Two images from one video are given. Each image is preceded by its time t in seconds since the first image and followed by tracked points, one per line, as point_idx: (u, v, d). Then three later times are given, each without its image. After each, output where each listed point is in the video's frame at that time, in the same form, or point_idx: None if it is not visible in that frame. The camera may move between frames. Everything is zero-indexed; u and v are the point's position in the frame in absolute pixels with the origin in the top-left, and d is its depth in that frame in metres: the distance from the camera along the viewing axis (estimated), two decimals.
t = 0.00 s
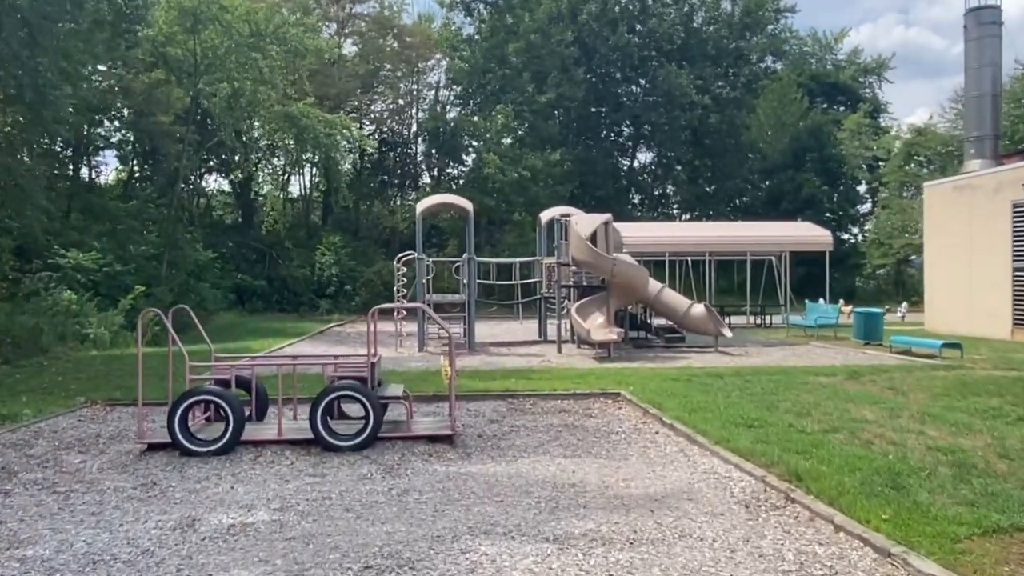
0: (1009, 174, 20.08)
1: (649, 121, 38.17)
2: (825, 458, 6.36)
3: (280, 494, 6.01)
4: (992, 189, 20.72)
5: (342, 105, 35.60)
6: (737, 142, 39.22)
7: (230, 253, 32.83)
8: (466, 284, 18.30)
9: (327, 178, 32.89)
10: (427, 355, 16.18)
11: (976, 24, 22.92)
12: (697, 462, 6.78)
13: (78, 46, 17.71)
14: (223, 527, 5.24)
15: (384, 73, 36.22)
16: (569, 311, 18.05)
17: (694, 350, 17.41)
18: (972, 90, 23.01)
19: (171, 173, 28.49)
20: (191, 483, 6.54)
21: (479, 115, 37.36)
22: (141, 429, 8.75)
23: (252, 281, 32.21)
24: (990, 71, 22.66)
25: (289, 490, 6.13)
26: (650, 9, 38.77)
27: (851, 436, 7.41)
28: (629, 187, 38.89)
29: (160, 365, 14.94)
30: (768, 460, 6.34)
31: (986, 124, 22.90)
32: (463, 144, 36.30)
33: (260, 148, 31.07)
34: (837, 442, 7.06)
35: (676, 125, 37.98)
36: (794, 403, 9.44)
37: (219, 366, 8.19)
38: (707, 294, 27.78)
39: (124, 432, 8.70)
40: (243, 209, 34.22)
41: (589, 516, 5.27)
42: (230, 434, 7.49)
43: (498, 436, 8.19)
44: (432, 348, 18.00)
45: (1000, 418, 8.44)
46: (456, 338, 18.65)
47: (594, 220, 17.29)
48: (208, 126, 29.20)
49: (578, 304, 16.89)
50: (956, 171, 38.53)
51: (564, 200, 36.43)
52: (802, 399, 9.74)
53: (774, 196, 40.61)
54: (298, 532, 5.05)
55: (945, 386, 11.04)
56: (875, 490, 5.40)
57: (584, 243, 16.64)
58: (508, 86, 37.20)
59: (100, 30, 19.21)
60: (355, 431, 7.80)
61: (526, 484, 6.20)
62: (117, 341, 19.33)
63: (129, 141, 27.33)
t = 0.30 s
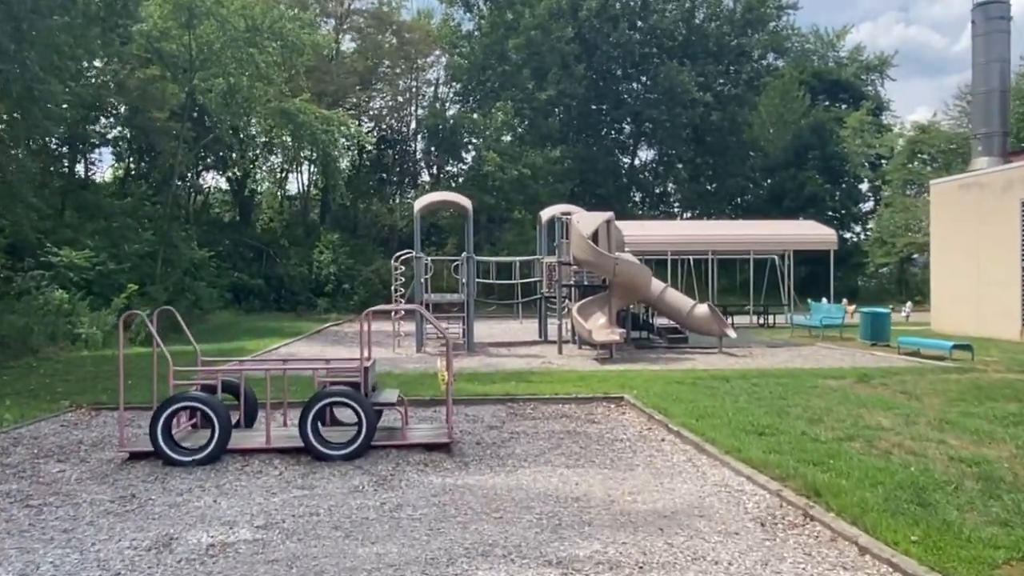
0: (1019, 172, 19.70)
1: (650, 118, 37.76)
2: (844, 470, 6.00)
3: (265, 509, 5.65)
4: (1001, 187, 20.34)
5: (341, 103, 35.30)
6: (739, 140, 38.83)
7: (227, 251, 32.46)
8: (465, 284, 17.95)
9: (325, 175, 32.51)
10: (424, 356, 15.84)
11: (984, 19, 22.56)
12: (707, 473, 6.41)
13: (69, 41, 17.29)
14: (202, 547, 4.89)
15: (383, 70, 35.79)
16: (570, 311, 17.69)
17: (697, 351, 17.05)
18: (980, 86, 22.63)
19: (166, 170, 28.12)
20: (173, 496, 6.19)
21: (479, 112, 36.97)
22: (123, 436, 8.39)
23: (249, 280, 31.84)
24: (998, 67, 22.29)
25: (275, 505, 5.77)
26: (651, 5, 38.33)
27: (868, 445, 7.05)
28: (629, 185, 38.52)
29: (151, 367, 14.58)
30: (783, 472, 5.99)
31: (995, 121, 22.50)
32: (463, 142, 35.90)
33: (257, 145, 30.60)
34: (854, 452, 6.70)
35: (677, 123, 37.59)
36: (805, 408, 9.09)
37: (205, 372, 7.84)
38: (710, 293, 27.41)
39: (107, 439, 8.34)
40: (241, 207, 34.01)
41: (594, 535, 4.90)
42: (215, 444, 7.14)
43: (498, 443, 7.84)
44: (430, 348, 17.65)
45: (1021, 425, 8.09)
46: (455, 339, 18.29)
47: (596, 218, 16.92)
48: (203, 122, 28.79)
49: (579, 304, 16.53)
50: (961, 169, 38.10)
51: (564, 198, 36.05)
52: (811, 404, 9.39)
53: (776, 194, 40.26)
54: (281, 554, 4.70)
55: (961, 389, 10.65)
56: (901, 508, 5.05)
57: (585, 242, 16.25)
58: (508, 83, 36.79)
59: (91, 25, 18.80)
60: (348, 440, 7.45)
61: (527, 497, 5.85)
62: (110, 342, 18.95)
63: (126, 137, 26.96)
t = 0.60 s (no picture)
0: None
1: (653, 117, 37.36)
2: (863, 482, 5.63)
3: (246, 523, 5.30)
4: (1012, 185, 19.95)
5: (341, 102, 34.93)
6: (742, 140, 38.44)
7: (225, 251, 32.10)
8: (465, 284, 17.59)
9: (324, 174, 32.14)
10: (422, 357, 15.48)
11: (993, 15, 22.12)
12: (716, 484, 6.05)
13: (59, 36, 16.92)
14: (176, 565, 4.54)
15: (384, 69, 35.42)
16: (572, 312, 17.32)
17: (702, 352, 16.67)
18: (989, 83, 22.25)
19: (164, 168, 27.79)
20: (150, 508, 5.83)
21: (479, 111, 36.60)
22: (105, 442, 8.04)
23: (248, 280, 31.48)
24: (1007, 64, 21.95)
25: (257, 518, 5.42)
26: (653, 4, 37.92)
27: (885, 454, 6.68)
28: (632, 184, 38.13)
29: (143, 369, 14.23)
30: (798, 483, 5.63)
31: (1004, 119, 22.09)
32: (464, 142, 35.93)
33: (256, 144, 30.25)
34: (871, 461, 6.33)
35: (680, 122, 37.21)
36: (816, 413, 8.72)
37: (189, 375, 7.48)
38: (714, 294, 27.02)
39: (87, 445, 7.98)
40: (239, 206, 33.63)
41: (596, 554, 4.55)
42: (198, 450, 6.78)
43: (494, 450, 7.50)
44: (429, 349, 17.30)
45: None
46: (455, 340, 17.93)
47: (598, 217, 16.56)
48: (202, 120, 28.43)
49: (581, 305, 16.16)
50: (966, 168, 37.65)
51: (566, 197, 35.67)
52: (822, 409, 9.03)
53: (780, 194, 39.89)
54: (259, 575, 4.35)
55: (977, 394, 10.27)
56: (926, 524, 4.69)
57: (587, 241, 15.89)
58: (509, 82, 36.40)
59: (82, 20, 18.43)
60: (338, 446, 7.10)
61: (526, 510, 5.48)
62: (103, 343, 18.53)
63: (125, 136, 26.64)
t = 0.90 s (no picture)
0: None
1: (656, 116, 36.96)
2: (884, 499, 5.25)
3: (222, 542, 4.92)
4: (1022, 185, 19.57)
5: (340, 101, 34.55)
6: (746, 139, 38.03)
7: (222, 251, 31.73)
8: (464, 284, 17.22)
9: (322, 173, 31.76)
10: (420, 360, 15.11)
11: (1002, 11, 21.77)
12: (726, 500, 5.66)
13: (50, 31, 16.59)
14: None
15: (384, 68, 35.05)
16: (573, 313, 16.94)
17: (706, 355, 16.29)
18: (999, 80, 21.85)
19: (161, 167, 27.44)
20: (122, 523, 5.45)
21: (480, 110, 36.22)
22: (84, 450, 7.68)
23: (246, 280, 31.14)
24: (1017, 61, 21.52)
25: (235, 536, 5.04)
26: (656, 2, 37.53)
27: (905, 466, 6.30)
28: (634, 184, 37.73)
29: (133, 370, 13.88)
30: (815, 500, 5.26)
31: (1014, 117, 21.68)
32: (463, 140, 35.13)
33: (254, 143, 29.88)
34: (891, 474, 5.95)
35: (683, 121, 36.82)
36: (828, 420, 8.34)
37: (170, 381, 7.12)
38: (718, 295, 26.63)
39: (66, 453, 7.62)
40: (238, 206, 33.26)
41: None
42: (178, 461, 6.40)
43: (491, 460, 7.13)
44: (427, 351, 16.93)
45: None
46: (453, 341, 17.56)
47: (599, 216, 16.20)
48: (199, 118, 28.05)
49: (583, 306, 15.79)
50: (972, 168, 37.23)
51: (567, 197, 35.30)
52: (833, 416, 8.64)
53: (783, 194, 39.53)
54: None
55: (993, 399, 9.88)
56: (958, 548, 4.31)
57: (588, 240, 15.53)
58: (510, 80, 36.01)
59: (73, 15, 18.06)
60: (326, 455, 6.73)
61: (523, 529, 5.10)
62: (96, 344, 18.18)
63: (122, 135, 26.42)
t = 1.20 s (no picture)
0: None
1: (658, 116, 36.56)
2: (909, 513, 4.88)
3: (194, 560, 4.56)
4: None
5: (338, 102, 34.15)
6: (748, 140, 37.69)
7: (219, 253, 31.34)
8: (462, 284, 16.86)
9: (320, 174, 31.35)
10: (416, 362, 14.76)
11: (1009, 8, 21.40)
12: (738, 512, 5.29)
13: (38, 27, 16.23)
14: None
15: (383, 68, 34.63)
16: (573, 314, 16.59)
17: (709, 357, 15.92)
18: (1005, 79, 21.47)
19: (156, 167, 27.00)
20: (91, 538, 5.09)
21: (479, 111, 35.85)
22: (61, 457, 7.32)
23: (243, 282, 30.77)
24: None
25: (209, 553, 4.68)
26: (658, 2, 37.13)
27: (926, 476, 5.93)
28: (635, 185, 37.39)
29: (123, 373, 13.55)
30: (834, 513, 4.89)
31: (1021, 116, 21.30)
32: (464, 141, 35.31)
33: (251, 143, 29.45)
34: (913, 486, 5.58)
35: (685, 122, 36.44)
36: (840, 426, 7.97)
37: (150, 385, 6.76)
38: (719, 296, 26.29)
39: (41, 460, 7.26)
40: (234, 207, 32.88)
41: None
42: (155, 470, 6.05)
43: (487, 468, 6.77)
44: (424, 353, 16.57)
45: None
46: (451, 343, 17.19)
47: (600, 215, 15.85)
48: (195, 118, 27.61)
49: (584, 307, 15.44)
50: (977, 170, 36.84)
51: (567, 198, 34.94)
52: (846, 421, 8.27)
53: (785, 194, 39.26)
54: None
55: (1009, 403, 9.51)
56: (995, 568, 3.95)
57: (589, 240, 15.19)
58: (510, 81, 35.61)
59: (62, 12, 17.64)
60: (312, 464, 6.38)
61: (521, 544, 4.74)
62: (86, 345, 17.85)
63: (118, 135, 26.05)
